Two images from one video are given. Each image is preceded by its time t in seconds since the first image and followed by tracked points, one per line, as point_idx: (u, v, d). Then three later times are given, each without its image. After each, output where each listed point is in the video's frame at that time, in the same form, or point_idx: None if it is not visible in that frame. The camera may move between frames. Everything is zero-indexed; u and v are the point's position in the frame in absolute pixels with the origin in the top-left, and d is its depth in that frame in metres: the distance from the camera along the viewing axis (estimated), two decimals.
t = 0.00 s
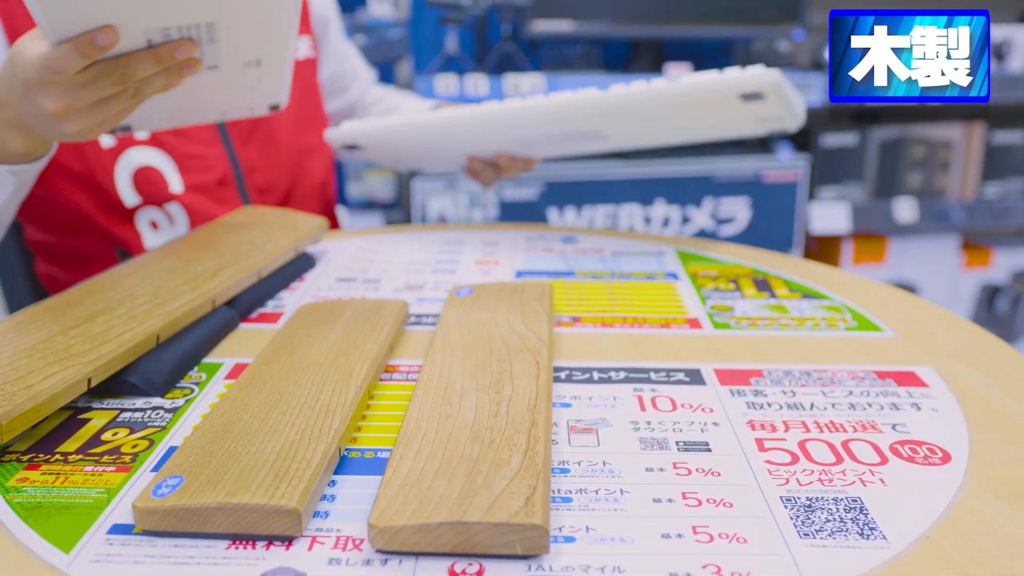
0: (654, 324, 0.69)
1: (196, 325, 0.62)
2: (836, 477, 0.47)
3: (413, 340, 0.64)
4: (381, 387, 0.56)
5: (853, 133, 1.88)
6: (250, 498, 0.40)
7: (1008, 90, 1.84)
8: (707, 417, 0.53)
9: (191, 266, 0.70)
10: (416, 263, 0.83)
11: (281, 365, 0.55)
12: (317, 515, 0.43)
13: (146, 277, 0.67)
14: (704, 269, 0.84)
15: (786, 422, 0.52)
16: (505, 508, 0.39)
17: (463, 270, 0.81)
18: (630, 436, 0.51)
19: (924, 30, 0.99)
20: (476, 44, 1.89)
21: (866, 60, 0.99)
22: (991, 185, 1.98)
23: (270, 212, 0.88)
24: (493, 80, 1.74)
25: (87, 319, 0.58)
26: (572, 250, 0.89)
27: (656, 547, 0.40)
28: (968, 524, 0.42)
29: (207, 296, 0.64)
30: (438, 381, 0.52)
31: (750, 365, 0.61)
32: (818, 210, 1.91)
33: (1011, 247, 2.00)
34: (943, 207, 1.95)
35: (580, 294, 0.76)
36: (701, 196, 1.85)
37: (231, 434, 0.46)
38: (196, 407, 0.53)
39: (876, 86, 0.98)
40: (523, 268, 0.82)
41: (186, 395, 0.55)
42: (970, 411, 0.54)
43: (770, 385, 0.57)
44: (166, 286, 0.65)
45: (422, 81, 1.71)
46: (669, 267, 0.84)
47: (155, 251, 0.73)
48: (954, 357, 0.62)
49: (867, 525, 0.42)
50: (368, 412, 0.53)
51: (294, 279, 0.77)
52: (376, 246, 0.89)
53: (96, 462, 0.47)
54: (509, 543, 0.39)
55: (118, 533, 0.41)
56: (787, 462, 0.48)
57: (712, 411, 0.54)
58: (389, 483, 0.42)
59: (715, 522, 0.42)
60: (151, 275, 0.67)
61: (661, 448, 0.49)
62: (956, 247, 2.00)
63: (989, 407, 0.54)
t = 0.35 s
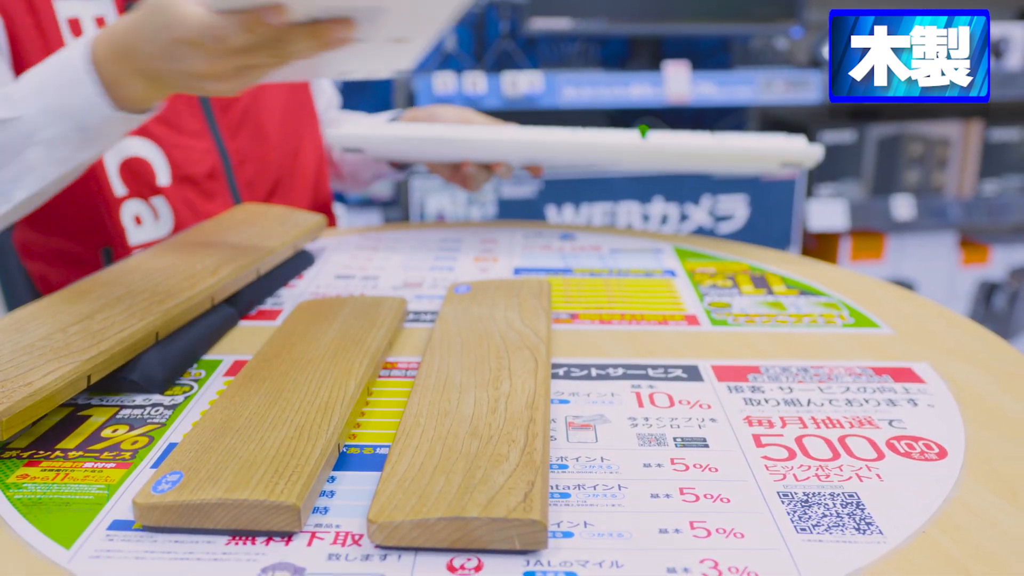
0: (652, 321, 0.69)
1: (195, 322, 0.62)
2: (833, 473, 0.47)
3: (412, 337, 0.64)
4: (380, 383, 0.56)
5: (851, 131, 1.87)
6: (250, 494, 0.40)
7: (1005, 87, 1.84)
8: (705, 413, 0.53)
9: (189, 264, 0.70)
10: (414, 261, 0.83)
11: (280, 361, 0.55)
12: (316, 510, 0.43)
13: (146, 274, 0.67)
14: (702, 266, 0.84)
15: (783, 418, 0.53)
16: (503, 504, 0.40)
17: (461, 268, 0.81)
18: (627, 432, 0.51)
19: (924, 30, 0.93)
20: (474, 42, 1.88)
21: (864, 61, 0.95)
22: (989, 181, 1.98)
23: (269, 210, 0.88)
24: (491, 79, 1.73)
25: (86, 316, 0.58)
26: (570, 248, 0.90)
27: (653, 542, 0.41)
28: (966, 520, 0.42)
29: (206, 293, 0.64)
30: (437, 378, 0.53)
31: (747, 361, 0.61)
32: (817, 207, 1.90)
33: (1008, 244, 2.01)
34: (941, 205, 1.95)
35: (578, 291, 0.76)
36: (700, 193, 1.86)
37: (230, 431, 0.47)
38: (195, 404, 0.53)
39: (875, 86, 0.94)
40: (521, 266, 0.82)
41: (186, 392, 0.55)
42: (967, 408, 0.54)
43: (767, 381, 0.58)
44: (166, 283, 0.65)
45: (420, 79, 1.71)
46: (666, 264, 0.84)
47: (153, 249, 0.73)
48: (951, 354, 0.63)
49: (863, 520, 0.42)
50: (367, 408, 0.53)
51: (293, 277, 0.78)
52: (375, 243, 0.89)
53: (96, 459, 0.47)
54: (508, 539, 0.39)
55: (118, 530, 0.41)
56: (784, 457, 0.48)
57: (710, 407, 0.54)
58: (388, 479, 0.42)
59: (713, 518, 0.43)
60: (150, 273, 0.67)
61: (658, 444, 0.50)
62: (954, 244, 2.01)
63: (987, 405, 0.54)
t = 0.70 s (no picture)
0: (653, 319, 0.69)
1: (200, 321, 0.62)
2: (834, 471, 0.47)
3: (415, 335, 0.65)
4: (383, 382, 0.57)
5: (850, 129, 1.90)
6: (256, 492, 0.41)
7: (1004, 86, 1.85)
8: (707, 412, 0.54)
9: (193, 262, 0.70)
10: (416, 259, 0.83)
11: (284, 359, 0.55)
12: (322, 508, 0.43)
13: (149, 273, 0.67)
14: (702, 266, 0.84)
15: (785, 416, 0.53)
16: (508, 502, 0.40)
17: (463, 266, 0.81)
18: (630, 430, 0.51)
19: (923, 33, 0.97)
20: (474, 40, 1.88)
21: (865, 60, 0.98)
22: (988, 180, 1.98)
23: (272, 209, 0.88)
24: (491, 78, 1.72)
25: (90, 315, 0.58)
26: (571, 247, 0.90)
27: (657, 540, 0.41)
28: (967, 518, 0.42)
29: (210, 292, 0.64)
30: (440, 377, 0.53)
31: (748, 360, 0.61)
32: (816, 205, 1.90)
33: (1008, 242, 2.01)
34: (941, 203, 1.94)
35: (579, 290, 0.76)
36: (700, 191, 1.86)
37: (235, 429, 0.47)
38: (199, 402, 0.54)
39: (876, 84, 0.96)
40: (522, 264, 0.82)
41: (190, 390, 0.55)
42: (969, 408, 0.54)
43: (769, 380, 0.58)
44: (169, 282, 0.65)
45: (420, 76, 1.71)
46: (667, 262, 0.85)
47: (156, 247, 0.73)
48: (952, 353, 0.63)
49: (865, 518, 0.43)
50: (371, 407, 0.53)
51: (295, 276, 0.78)
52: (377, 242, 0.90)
53: (101, 457, 0.48)
54: (512, 536, 0.39)
55: (124, 527, 0.41)
56: (786, 455, 0.49)
57: (712, 405, 0.55)
58: (392, 477, 0.42)
59: (716, 516, 0.43)
60: (154, 271, 0.68)
61: (661, 442, 0.50)
62: (953, 242, 2.01)
63: (988, 404, 0.54)
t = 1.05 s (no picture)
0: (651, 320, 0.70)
1: (199, 321, 0.63)
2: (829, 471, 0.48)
3: (414, 335, 0.65)
4: (382, 381, 0.57)
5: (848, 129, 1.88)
6: (255, 490, 0.41)
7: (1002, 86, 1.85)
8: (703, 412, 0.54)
9: (192, 262, 0.70)
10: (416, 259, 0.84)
11: (283, 359, 0.55)
12: (320, 507, 0.44)
13: (148, 273, 0.67)
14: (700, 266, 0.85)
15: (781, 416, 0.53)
16: (506, 500, 0.40)
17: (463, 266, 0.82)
18: (627, 430, 0.52)
19: (924, 30, 0.87)
20: (473, 40, 1.89)
21: (864, 60, 0.89)
22: (986, 180, 1.98)
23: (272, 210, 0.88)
24: (489, 78, 1.74)
25: (91, 315, 0.59)
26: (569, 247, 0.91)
27: (653, 539, 0.41)
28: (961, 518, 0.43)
29: (209, 292, 0.64)
30: (439, 376, 0.53)
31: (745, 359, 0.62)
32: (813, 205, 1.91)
33: (1006, 243, 2.01)
34: (938, 203, 1.95)
35: (578, 290, 0.77)
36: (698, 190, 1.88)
37: (235, 428, 0.47)
38: (198, 401, 0.54)
39: (875, 86, 0.88)
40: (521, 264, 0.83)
41: (189, 389, 0.56)
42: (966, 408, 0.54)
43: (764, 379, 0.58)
44: (169, 282, 0.65)
45: (420, 77, 1.71)
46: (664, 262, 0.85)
47: (155, 247, 0.74)
48: (950, 353, 0.63)
49: (860, 517, 0.43)
50: (369, 406, 0.54)
51: (294, 276, 0.78)
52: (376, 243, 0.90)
53: (102, 456, 0.48)
54: (510, 535, 0.40)
55: (125, 526, 0.42)
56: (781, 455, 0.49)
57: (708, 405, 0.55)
58: (391, 476, 0.43)
59: (712, 514, 0.43)
60: (153, 271, 0.68)
61: (658, 441, 0.50)
62: (951, 242, 2.01)
63: (985, 405, 0.55)
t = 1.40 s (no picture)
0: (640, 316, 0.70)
1: (187, 316, 0.63)
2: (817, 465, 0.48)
3: (403, 331, 0.65)
4: (370, 376, 0.57)
5: (839, 127, 1.88)
6: (242, 484, 0.41)
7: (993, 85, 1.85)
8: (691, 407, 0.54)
9: (181, 258, 0.70)
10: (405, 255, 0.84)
11: (272, 354, 0.55)
12: (308, 501, 0.44)
13: (137, 269, 0.67)
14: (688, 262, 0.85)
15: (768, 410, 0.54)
16: (492, 494, 0.40)
17: (452, 263, 0.82)
18: (615, 425, 0.52)
19: (925, 30, 0.77)
20: (465, 37, 1.88)
21: (865, 61, 0.79)
22: (977, 178, 1.99)
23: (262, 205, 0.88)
24: (481, 75, 1.73)
25: (78, 310, 0.58)
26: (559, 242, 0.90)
27: (640, 532, 0.41)
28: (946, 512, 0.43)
29: (198, 287, 0.64)
30: (427, 371, 0.53)
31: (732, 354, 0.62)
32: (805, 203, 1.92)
33: (997, 240, 2.02)
34: (930, 201, 1.96)
35: (567, 286, 0.77)
36: (690, 188, 1.88)
37: (223, 423, 0.47)
38: (186, 397, 0.54)
39: (874, 86, 0.79)
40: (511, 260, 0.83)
41: (177, 385, 0.56)
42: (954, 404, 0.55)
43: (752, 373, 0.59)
44: (157, 278, 0.65)
45: (412, 75, 1.71)
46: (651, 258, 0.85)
47: (144, 243, 0.73)
48: (940, 351, 0.64)
49: (846, 511, 0.44)
50: (357, 401, 0.54)
51: (283, 272, 0.78)
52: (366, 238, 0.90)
53: (89, 450, 0.48)
54: (496, 529, 0.40)
55: (111, 520, 0.42)
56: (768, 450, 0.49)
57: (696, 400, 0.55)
58: (378, 471, 0.43)
59: (699, 509, 0.44)
60: (141, 267, 0.68)
61: (645, 436, 0.51)
62: (942, 240, 2.02)
63: (975, 403, 0.55)
